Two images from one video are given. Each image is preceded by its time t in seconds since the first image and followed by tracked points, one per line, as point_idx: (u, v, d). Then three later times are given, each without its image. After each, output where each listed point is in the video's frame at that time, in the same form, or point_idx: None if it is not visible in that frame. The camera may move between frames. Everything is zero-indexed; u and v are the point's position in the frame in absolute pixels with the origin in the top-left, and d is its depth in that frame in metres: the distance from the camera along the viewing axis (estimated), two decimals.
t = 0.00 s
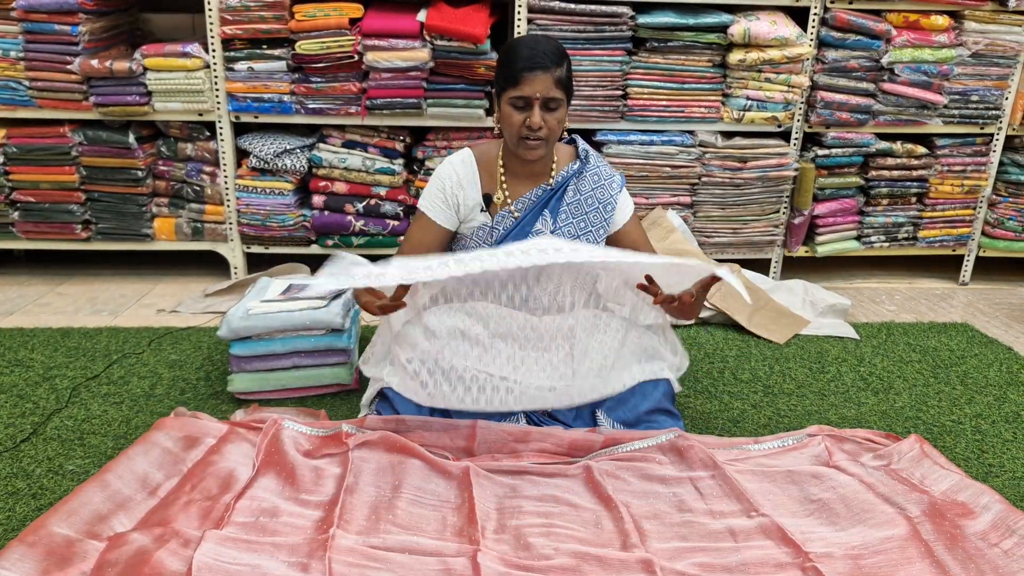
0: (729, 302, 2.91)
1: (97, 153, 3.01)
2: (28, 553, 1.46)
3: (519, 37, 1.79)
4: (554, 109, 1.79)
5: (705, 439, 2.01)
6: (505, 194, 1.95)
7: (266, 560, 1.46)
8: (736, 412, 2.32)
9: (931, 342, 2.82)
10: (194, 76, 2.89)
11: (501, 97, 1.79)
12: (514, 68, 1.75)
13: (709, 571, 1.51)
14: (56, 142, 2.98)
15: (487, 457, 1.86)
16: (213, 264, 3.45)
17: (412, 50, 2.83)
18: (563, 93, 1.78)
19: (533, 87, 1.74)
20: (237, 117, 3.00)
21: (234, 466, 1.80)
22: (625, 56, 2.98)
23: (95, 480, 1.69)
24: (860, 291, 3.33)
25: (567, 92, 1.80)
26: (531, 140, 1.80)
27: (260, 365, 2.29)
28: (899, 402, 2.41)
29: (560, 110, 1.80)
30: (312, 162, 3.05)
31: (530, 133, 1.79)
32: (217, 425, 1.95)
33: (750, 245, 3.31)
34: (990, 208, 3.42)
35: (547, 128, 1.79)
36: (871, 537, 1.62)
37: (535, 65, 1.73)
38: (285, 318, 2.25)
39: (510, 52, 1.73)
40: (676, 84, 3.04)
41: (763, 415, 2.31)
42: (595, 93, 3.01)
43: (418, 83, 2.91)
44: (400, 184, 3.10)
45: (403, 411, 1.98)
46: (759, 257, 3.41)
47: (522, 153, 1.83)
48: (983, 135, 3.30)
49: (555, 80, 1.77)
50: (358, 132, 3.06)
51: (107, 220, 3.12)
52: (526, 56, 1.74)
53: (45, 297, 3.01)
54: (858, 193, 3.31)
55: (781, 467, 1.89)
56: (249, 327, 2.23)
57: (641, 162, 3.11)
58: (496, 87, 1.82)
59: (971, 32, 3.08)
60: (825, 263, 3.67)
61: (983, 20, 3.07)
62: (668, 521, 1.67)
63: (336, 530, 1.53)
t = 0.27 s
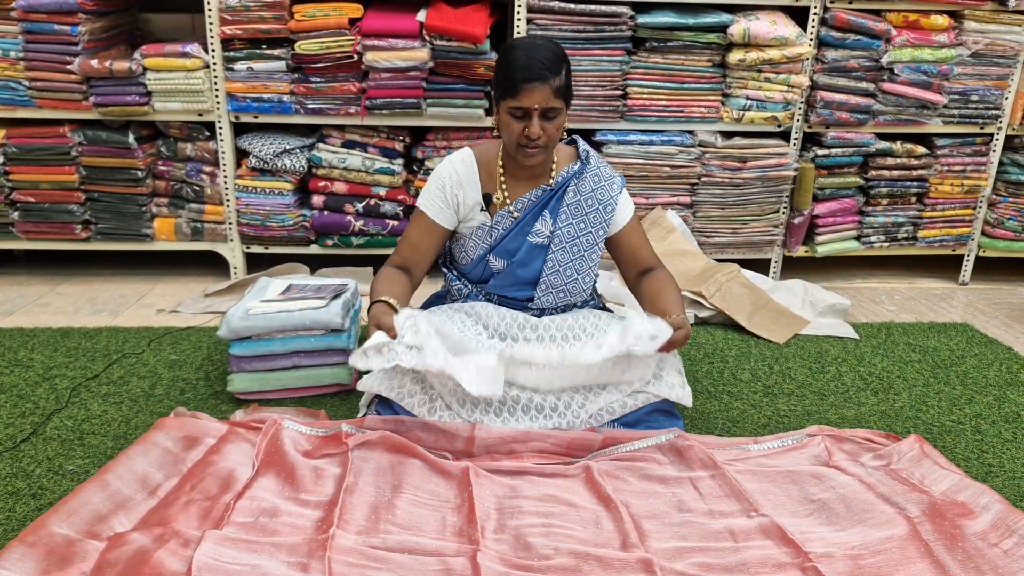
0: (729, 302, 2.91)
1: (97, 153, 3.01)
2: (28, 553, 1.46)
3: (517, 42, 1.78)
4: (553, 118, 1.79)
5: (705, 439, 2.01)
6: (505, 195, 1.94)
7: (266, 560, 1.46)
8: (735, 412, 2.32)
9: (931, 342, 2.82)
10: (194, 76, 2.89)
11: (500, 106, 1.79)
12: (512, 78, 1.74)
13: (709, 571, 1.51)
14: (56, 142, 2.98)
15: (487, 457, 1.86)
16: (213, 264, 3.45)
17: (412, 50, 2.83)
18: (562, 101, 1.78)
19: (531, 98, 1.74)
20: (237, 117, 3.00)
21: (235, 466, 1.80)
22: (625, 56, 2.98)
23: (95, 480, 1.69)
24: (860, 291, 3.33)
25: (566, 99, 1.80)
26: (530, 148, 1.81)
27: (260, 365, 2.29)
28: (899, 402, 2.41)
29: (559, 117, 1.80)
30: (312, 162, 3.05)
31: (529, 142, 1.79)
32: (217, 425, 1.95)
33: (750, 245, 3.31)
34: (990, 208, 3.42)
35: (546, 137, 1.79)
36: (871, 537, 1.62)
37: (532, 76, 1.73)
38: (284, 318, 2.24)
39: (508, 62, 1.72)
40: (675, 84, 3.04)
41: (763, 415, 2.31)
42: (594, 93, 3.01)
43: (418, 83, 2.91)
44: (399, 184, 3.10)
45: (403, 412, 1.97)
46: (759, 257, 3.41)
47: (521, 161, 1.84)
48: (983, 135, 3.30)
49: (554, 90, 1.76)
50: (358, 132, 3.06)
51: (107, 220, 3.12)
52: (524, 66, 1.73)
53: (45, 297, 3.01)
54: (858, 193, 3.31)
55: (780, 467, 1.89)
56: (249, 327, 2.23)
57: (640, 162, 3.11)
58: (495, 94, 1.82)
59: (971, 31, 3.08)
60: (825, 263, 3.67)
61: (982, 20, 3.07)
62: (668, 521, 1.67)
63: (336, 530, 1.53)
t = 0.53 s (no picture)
0: (728, 302, 2.91)
1: (96, 153, 3.01)
2: (28, 553, 1.46)
3: (517, 43, 1.77)
4: (553, 120, 1.78)
5: (705, 439, 2.01)
6: (505, 197, 1.94)
7: (265, 560, 1.46)
8: (735, 412, 2.32)
9: (931, 342, 2.82)
10: (193, 75, 2.89)
11: (500, 108, 1.79)
12: (513, 79, 1.73)
13: (708, 571, 1.51)
14: (56, 142, 2.98)
15: (487, 458, 1.86)
16: (213, 264, 3.45)
17: (411, 50, 2.82)
18: (562, 103, 1.77)
19: (531, 100, 1.74)
20: (237, 117, 3.00)
21: (234, 466, 1.80)
22: (625, 56, 2.97)
23: (95, 480, 1.69)
24: (859, 291, 3.33)
25: (566, 101, 1.80)
26: (530, 151, 1.80)
27: (260, 364, 2.29)
28: (899, 402, 2.41)
29: (559, 120, 1.80)
30: (311, 162, 3.05)
31: (529, 144, 1.79)
32: (217, 425, 1.96)
33: (749, 245, 3.31)
34: (990, 208, 3.42)
35: (547, 139, 1.79)
36: (870, 537, 1.62)
37: (533, 78, 1.72)
38: (284, 318, 2.24)
39: (508, 64, 1.72)
40: (675, 84, 3.04)
41: (763, 415, 2.31)
42: (594, 93, 3.01)
43: (417, 82, 2.91)
44: (399, 184, 3.10)
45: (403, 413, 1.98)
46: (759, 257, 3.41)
47: (521, 163, 1.83)
48: (983, 134, 3.29)
49: (554, 92, 1.76)
50: (357, 132, 3.06)
51: (107, 220, 3.12)
52: (524, 68, 1.73)
53: (45, 297, 3.01)
54: (858, 193, 3.31)
55: (780, 467, 1.89)
56: (248, 327, 2.23)
57: (640, 162, 3.11)
58: (495, 96, 1.81)
59: (971, 31, 3.07)
60: (825, 263, 3.67)
61: (982, 20, 3.06)
62: (667, 521, 1.67)
63: (336, 530, 1.53)
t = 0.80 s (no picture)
0: (728, 302, 2.91)
1: (96, 153, 3.00)
2: (27, 553, 1.46)
3: (517, 45, 1.77)
4: (554, 122, 1.77)
5: (704, 439, 2.01)
6: (505, 201, 1.92)
7: (265, 560, 1.46)
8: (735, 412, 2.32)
9: (931, 342, 2.82)
10: (192, 75, 2.88)
11: (500, 111, 1.78)
12: (513, 80, 1.72)
13: (708, 571, 1.51)
14: (55, 141, 2.97)
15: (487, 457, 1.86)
16: (212, 264, 3.45)
17: (411, 49, 2.82)
18: (562, 105, 1.76)
19: (532, 102, 1.73)
20: (236, 117, 3.00)
21: (234, 466, 1.80)
22: (624, 55, 2.97)
23: (94, 480, 1.69)
24: (859, 291, 3.33)
25: (567, 103, 1.79)
26: (530, 154, 1.79)
27: (260, 364, 2.29)
28: (898, 402, 2.41)
29: (560, 121, 1.79)
30: (311, 162, 3.05)
31: (529, 147, 1.78)
32: (216, 425, 1.96)
33: (749, 245, 3.30)
34: (990, 208, 3.42)
35: (547, 142, 1.78)
36: (869, 537, 1.62)
37: (534, 80, 1.71)
38: (283, 318, 2.24)
39: (509, 66, 1.71)
40: (675, 83, 3.03)
41: (762, 414, 2.31)
42: (594, 93, 3.00)
43: (417, 82, 2.91)
44: (399, 184, 3.10)
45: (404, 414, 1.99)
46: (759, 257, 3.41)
47: (521, 166, 1.82)
48: (983, 134, 3.29)
49: (555, 93, 1.75)
50: (357, 131, 3.05)
51: (106, 220, 3.12)
52: (525, 70, 1.72)
53: (44, 296, 3.01)
54: (858, 192, 3.31)
55: (779, 467, 1.89)
56: (248, 327, 2.23)
57: (640, 162, 3.11)
58: (495, 98, 1.80)
59: (971, 31, 3.07)
60: (825, 263, 3.67)
61: (983, 19, 3.06)
62: (667, 521, 1.67)
63: (335, 530, 1.54)
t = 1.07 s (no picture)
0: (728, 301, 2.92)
1: (94, 152, 3.00)
2: (27, 553, 1.46)
3: (517, 46, 1.77)
4: (554, 122, 1.77)
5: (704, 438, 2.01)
6: (505, 200, 1.92)
7: (265, 559, 1.46)
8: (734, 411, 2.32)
9: (931, 341, 2.82)
10: (192, 74, 2.88)
11: (500, 111, 1.78)
12: (513, 81, 1.72)
13: (708, 570, 1.51)
14: (53, 140, 2.97)
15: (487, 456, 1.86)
16: (211, 263, 3.45)
17: (411, 49, 2.82)
18: (562, 105, 1.76)
19: (531, 102, 1.73)
20: (236, 116, 2.99)
21: (234, 465, 1.80)
22: (624, 55, 2.97)
23: (93, 479, 1.69)
24: (859, 290, 3.33)
25: (567, 103, 1.78)
26: (531, 154, 1.79)
27: (260, 364, 2.28)
28: (898, 401, 2.41)
29: (560, 121, 1.79)
30: (310, 161, 3.05)
31: (530, 147, 1.78)
32: (216, 425, 1.96)
33: (749, 244, 3.31)
34: (989, 207, 3.42)
35: (547, 142, 1.78)
36: (869, 536, 1.62)
37: (533, 81, 1.71)
38: (283, 318, 2.24)
39: (509, 66, 1.70)
40: (675, 83, 3.03)
41: (762, 413, 2.31)
42: (594, 92, 3.00)
43: (416, 81, 2.91)
44: (398, 183, 3.10)
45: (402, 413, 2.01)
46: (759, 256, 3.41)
47: (522, 166, 1.83)
48: (982, 134, 3.30)
49: (555, 94, 1.75)
50: (356, 131, 3.05)
51: (105, 219, 3.12)
52: (524, 71, 1.71)
53: (43, 296, 3.01)
54: (857, 192, 3.31)
55: (779, 466, 1.89)
56: (248, 326, 2.23)
57: (640, 161, 3.11)
58: (495, 98, 1.80)
59: (971, 30, 3.07)
60: (825, 262, 3.67)
61: (982, 19, 3.06)
62: (667, 520, 1.67)
63: (336, 530, 1.54)
